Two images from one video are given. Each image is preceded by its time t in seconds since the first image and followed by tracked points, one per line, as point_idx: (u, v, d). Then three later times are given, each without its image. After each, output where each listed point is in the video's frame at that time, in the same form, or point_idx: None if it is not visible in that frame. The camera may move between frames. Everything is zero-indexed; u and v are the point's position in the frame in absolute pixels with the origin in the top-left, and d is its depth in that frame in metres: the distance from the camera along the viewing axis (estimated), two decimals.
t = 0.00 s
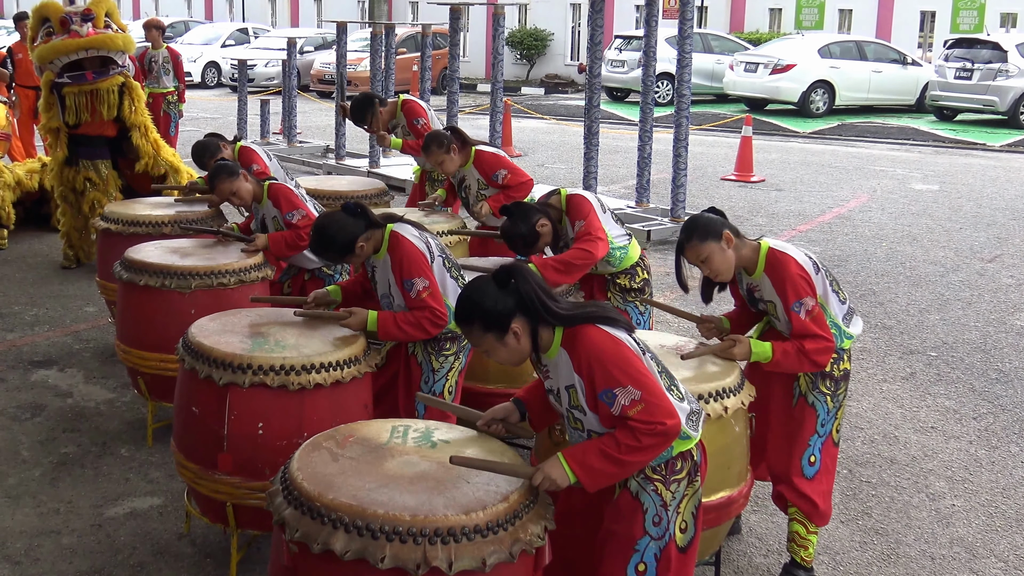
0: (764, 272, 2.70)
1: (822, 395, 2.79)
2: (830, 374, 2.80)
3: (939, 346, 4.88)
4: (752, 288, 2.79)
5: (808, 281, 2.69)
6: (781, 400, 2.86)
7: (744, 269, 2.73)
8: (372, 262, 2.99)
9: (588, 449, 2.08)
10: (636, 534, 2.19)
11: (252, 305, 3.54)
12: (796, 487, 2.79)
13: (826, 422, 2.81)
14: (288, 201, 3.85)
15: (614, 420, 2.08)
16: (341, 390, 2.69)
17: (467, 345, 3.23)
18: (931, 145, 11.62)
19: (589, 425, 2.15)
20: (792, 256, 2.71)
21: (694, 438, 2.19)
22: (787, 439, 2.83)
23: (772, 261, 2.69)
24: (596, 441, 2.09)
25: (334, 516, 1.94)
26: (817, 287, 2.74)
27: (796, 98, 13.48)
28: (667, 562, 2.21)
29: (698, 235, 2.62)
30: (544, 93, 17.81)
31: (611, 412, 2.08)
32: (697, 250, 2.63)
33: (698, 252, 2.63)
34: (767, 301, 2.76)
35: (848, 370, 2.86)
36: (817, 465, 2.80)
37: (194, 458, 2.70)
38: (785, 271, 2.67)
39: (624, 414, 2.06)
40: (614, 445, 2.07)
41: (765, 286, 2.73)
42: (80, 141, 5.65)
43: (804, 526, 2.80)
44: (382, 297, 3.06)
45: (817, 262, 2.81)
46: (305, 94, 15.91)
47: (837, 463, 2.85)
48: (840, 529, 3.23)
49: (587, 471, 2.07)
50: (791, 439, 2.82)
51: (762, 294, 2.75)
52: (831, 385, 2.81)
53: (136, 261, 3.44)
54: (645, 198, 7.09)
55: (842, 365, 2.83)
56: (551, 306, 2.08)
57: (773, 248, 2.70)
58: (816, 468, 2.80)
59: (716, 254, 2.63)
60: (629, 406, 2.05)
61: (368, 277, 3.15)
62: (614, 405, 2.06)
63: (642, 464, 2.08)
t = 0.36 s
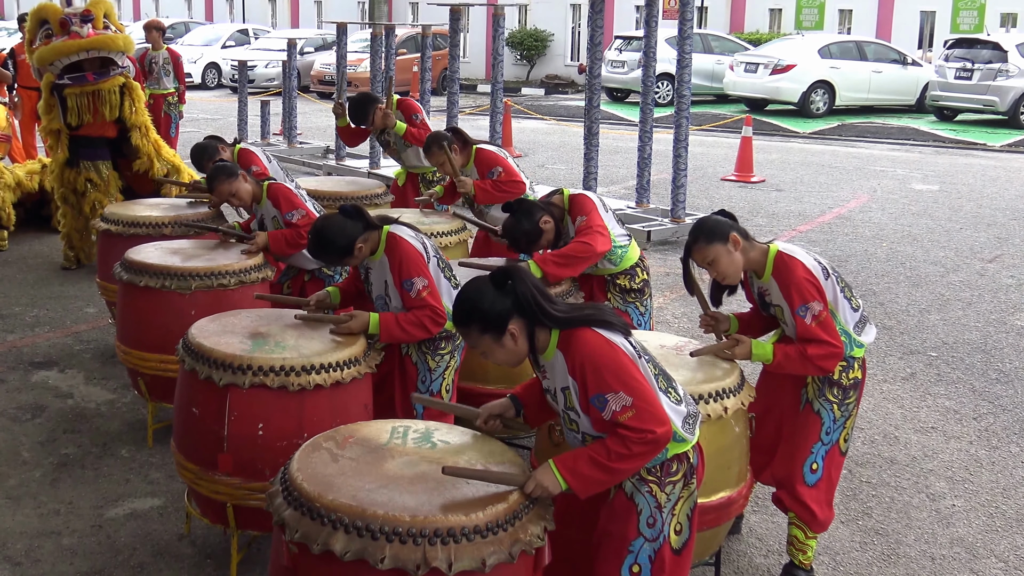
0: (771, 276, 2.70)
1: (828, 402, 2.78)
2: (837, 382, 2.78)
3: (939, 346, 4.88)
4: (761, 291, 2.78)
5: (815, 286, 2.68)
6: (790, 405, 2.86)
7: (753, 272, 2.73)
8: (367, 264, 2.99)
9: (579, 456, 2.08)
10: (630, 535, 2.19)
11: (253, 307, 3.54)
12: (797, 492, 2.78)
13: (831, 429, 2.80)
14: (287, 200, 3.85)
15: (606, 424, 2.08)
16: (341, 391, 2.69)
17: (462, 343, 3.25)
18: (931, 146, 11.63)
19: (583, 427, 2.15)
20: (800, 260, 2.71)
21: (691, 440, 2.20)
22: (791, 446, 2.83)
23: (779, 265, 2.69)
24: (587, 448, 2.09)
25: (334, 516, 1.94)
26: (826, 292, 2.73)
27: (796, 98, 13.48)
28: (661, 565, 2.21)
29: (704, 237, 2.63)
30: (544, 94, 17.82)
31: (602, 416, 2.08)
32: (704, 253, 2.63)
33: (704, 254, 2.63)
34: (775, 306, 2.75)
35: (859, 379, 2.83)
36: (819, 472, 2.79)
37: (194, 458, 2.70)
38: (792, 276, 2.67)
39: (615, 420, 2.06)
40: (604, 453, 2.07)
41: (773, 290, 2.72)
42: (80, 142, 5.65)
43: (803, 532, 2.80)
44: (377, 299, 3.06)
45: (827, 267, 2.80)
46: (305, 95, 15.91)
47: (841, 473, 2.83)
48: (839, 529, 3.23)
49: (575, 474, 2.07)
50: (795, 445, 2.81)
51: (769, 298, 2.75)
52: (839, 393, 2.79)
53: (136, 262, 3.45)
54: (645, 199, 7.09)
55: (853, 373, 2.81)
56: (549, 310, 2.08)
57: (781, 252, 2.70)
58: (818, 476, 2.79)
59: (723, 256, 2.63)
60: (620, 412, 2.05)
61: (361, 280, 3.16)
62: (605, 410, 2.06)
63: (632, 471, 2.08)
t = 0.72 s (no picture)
0: (774, 280, 2.70)
1: (825, 408, 2.79)
2: (835, 388, 2.78)
3: (940, 346, 4.89)
4: (766, 294, 2.78)
5: (819, 291, 2.68)
6: (787, 409, 2.86)
7: (757, 275, 2.73)
8: (364, 266, 3.01)
9: (588, 459, 2.07)
10: (626, 549, 2.19)
11: (252, 308, 3.54)
12: (793, 497, 2.80)
13: (829, 435, 2.80)
14: (287, 201, 3.83)
15: (614, 430, 2.07)
16: (341, 392, 2.69)
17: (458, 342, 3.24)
18: (931, 146, 11.63)
19: (589, 435, 2.14)
20: (804, 265, 2.71)
21: (695, 456, 2.20)
22: (788, 452, 2.83)
23: (783, 269, 2.69)
24: (593, 443, 2.08)
25: (333, 517, 1.94)
26: (831, 298, 2.72)
27: (796, 98, 13.49)
28: None
29: (706, 233, 2.65)
30: (544, 94, 17.82)
31: (612, 422, 2.06)
32: (703, 248, 2.65)
33: (704, 250, 2.65)
34: (778, 310, 2.75)
35: (859, 385, 2.82)
36: (816, 478, 2.80)
37: (194, 459, 2.70)
38: (795, 280, 2.67)
39: (624, 426, 2.05)
40: (612, 449, 2.05)
41: (776, 293, 2.72)
42: (81, 143, 5.65)
43: (800, 536, 2.81)
44: (371, 299, 3.06)
45: (832, 273, 2.80)
46: (305, 96, 15.91)
47: (839, 478, 2.83)
48: (840, 530, 3.23)
49: (583, 475, 2.06)
50: (792, 450, 2.82)
51: (773, 301, 2.75)
52: (838, 399, 2.79)
53: (136, 263, 3.45)
54: (646, 199, 7.09)
55: (853, 380, 2.81)
56: (553, 317, 2.08)
57: (785, 256, 2.70)
58: (815, 481, 2.80)
59: (722, 253, 2.64)
60: (630, 417, 2.04)
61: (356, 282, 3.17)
62: (615, 416, 2.05)
63: (641, 472, 2.06)
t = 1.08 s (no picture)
0: (771, 283, 2.70)
1: (822, 411, 2.77)
2: (832, 391, 2.77)
3: (940, 346, 4.89)
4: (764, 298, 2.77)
5: (815, 295, 2.67)
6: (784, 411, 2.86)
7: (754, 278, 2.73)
8: (364, 266, 3.01)
9: (597, 467, 2.06)
10: (624, 560, 2.19)
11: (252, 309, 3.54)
12: (790, 500, 2.80)
13: (826, 438, 2.79)
14: (287, 206, 3.77)
15: (622, 437, 2.06)
16: (341, 394, 2.69)
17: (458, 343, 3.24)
18: (931, 146, 11.63)
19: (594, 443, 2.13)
20: (802, 270, 2.69)
21: (698, 471, 2.20)
22: (784, 454, 2.83)
23: (780, 273, 2.68)
24: (600, 449, 2.07)
25: (334, 518, 1.94)
26: (829, 303, 2.71)
27: (796, 99, 13.49)
28: None
29: (705, 230, 2.68)
30: (544, 95, 17.83)
31: (621, 430, 2.05)
32: (701, 245, 2.67)
33: (701, 247, 2.67)
34: (775, 313, 2.74)
35: (857, 388, 2.81)
36: (812, 481, 2.80)
37: (194, 460, 2.70)
38: (791, 284, 2.66)
39: (634, 433, 2.04)
40: (621, 455, 2.04)
41: (773, 297, 2.71)
42: (80, 144, 5.65)
43: (797, 538, 2.83)
44: (371, 299, 3.05)
45: (830, 277, 2.77)
46: (305, 96, 15.92)
47: (838, 481, 2.83)
48: (841, 531, 3.23)
49: (592, 481, 2.06)
50: (788, 453, 2.82)
51: (770, 304, 2.74)
52: (835, 402, 2.77)
53: (136, 264, 3.45)
54: (646, 200, 7.09)
55: (851, 383, 2.79)
56: (557, 325, 2.08)
57: (783, 259, 2.69)
58: (811, 483, 2.80)
59: (718, 252, 2.67)
60: (640, 424, 2.03)
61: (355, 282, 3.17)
62: (625, 424, 2.04)
63: (650, 478, 2.05)
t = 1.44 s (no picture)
0: (764, 284, 2.70)
1: (821, 410, 2.77)
2: (830, 389, 2.77)
3: (941, 347, 4.89)
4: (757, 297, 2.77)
5: (808, 293, 2.67)
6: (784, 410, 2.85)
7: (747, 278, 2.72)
8: (366, 266, 3.01)
9: (601, 457, 2.07)
10: (624, 550, 2.19)
11: (253, 309, 3.55)
12: (790, 498, 2.80)
13: (824, 436, 2.79)
14: (286, 211, 3.77)
15: (625, 429, 2.08)
16: (341, 394, 2.69)
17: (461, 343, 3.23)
18: (931, 146, 11.63)
19: (595, 437, 2.14)
20: (794, 269, 2.70)
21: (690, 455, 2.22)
22: (784, 453, 2.82)
23: (773, 272, 2.68)
24: (605, 444, 2.08)
25: (334, 519, 1.94)
26: (822, 300, 2.72)
27: (796, 99, 13.49)
28: None
29: (697, 234, 2.66)
30: (544, 96, 17.83)
31: (622, 422, 2.07)
32: (693, 250, 2.67)
33: (693, 251, 2.67)
34: (768, 313, 2.74)
35: (855, 386, 2.81)
36: (812, 479, 2.79)
37: (194, 461, 2.70)
38: (784, 284, 2.66)
39: (634, 423, 2.06)
40: (626, 447, 2.06)
41: (766, 296, 2.71)
42: (80, 145, 5.66)
43: (799, 537, 2.82)
44: (375, 300, 3.06)
45: (822, 274, 2.79)
46: (305, 97, 15.92)
47: (837, 479, 2.83)
48: (841, 531, 3.22)
49: (599, 473, 2.07)
50: (788, 452, 2.81)
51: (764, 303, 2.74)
52: (833, 400, 2.77)
53: (136, 265, 3.45)
54: (646, 201, 7.09)
55: (848, 381, 2.79)
56: (551, 323, 2.09)
57: (775, 259, 2.70)
58: (811, 482, 2.80)
59: (711, 256, 2.66)
60: (640, 414, 2.05)
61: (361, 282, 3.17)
62: (625, 415, 2.06)
63: (656, 466, 2.07)
